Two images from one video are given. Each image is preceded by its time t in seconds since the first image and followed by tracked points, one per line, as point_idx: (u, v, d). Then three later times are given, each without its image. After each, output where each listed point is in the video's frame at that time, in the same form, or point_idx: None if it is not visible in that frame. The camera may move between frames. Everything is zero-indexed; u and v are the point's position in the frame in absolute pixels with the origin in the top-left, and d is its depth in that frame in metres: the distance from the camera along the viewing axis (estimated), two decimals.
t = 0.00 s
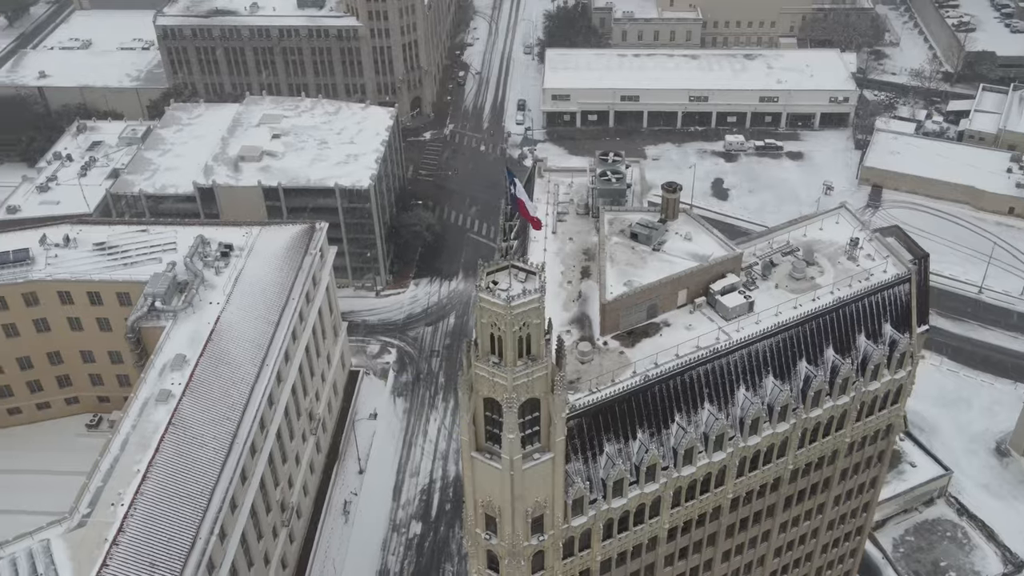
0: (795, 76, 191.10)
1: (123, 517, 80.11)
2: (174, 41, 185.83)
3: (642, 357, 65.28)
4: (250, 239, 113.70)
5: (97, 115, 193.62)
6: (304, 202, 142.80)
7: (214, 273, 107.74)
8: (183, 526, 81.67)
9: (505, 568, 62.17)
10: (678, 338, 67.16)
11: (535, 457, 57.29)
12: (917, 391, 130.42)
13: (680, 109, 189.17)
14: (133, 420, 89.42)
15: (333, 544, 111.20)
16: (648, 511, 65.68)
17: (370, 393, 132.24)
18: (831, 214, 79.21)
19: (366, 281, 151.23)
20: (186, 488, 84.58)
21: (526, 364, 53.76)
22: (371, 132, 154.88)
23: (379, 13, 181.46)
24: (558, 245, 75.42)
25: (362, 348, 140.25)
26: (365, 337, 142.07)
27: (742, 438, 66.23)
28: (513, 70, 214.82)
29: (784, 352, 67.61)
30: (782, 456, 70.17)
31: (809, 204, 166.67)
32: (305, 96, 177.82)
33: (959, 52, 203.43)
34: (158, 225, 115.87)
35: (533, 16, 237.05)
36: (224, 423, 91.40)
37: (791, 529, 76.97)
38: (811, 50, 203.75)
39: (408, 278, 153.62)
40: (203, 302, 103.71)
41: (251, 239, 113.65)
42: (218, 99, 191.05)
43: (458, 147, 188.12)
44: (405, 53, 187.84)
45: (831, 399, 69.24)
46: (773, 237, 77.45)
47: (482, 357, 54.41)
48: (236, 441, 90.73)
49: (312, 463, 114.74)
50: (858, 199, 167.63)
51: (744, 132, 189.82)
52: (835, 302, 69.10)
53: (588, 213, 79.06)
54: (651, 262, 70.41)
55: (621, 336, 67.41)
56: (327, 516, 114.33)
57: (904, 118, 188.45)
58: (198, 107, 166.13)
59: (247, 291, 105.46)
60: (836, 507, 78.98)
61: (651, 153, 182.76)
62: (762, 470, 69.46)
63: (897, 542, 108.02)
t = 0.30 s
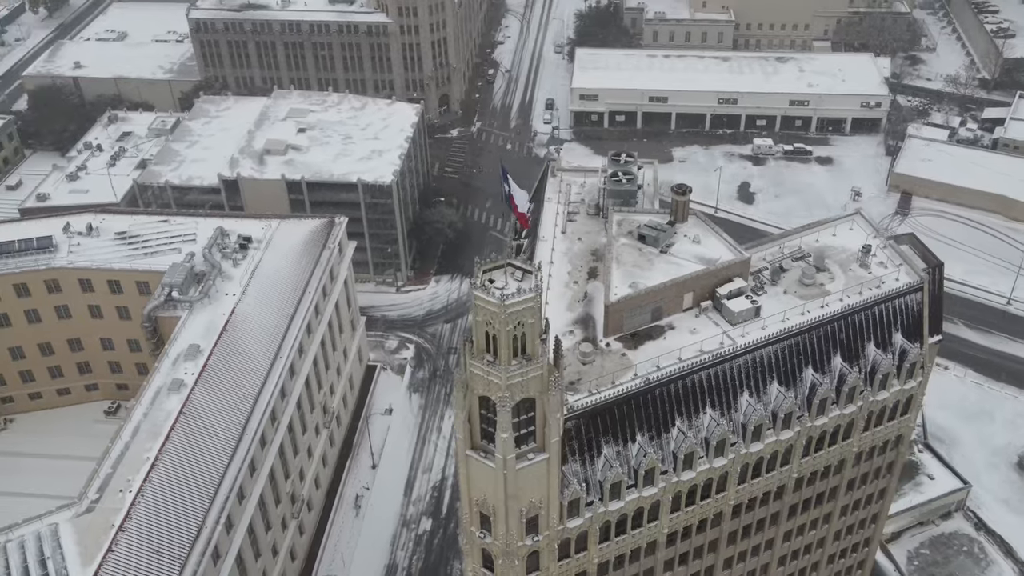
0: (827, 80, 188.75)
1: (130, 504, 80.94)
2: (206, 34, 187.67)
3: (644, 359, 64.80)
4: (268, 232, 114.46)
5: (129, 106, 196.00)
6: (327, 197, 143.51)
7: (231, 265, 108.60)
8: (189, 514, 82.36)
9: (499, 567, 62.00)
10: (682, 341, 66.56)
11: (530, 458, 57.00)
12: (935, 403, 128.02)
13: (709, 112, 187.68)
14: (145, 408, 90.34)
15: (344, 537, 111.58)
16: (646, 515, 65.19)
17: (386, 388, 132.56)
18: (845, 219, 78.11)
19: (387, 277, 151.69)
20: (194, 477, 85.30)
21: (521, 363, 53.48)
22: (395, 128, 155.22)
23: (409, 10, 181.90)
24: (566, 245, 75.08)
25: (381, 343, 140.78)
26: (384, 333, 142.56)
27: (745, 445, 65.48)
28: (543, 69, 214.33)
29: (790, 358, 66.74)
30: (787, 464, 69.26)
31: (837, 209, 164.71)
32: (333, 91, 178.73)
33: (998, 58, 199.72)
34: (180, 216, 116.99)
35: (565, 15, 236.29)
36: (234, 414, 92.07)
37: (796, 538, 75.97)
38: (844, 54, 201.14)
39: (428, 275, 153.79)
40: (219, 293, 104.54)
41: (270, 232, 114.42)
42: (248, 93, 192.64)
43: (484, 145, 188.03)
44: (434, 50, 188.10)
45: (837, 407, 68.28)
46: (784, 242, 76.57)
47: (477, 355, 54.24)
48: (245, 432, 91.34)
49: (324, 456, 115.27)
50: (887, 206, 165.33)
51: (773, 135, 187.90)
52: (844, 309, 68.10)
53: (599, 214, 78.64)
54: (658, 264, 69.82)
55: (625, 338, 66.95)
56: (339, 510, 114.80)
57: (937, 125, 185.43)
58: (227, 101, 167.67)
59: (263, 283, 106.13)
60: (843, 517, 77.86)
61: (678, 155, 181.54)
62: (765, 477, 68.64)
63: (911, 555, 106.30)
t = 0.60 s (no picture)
0: (858, 85, 186.26)
1: (137, 492, 81.79)
2: (236, 29, 189.26)
3: (644, 362, 64.35)
4: (286, 225, 115.10)
5: (159, 98, 198.20)
6: (348, 191, 144.12)
7: (248, 258, 109.36)
8: (195, 504, 83.02)
9: (492, 567, 61.88)
10: (684, 345, 66.03)
11: (523, 458, 56.78)
12: (956, 415, 125.25)
13: (737, 115, 186.08)
14: (157, 397, 91.25)
15: (353, 530, 111.91)
16: (643, 519, 64.72)
17: (401, 384, 132.79)
18: (858, 226, 77.07)
19: (407, 273, 152.06)
20: (201, 467, 85.97)
21: (514, 363, 53.30)
22: (419, 126, 155.40)
23: (437, 7, 182.10)
24: (573, 245, 74.76)
25: (397, 339, 141.14)
26: (401, 329, 142.88)
27: (746, 451, 64.80)
28: (571, 69, 213.70)
29: (794, 365, 65.95)
30: (789, 472, 68.49)
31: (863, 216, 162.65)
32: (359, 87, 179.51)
33: None
34: (199, 207, 117.98)
35: (596, 15, 235.42)
36: (244, 406, 92.72)
37: (799, 547, 75.05)
38: (877, 59, 198.38)
39: (448, 271, 153.94)
40: (235, 285, 105.32)
41: (288, 225, 115.04)
42: (277, 87, 194.00)
43: (509, 143, 187.80)
44: (461, 48, 188.19)
45: (841, 416, 67.39)
46: (794, 247, 75.71)
47: (470, 353, 54.09)
48: (254, 424, 91.91)
49: (336, 451, 115.75)
50: (914, 214, 162.99)
51: (801, 140, 185.89)
52: (851, 317, 67.20)
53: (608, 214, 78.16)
54: (663, 267, 69.32)
55: (627, 340, 66.54)
56: (349, 504, 115.14)
57: (969, 133, 182.43)
58: (254, 94, 168.99)
59: (278, 277, 106.75)
60: (848, 528, 76.89)
61: (703, 158, 180.25)
62: (766, 485, 67.88)
63: (924, 568, 104.50)
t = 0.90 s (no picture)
0: (889, 90, 183.81)
1: (144, 479, 82.59)
2: (266, 23, 190.73)
3: (644, 365, 63.98)
4: (303, 220, 115.78)
5: (189, 91, 200.38)
6: (369, 187, 144.71)
7: (264, 251, 110.11)
8: (201, 493, 83.66)
9: (485, 565, 61.83)
10: (686, 349, 65.53)
11: (516, 458, 56.64)
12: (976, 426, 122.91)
13: (764, 118, 184.52)
14: (168, 387, 92.13)
15: (362, 525, 112.29)
16: (640, 523, 64.27)
17: (416, 380, 133.09)
18: (869, 233, 76.08)
19: (426, 269, 152.40)
20: (208, 457, 86.61)
21: (508, 363, 53.16)
22: (442, 123, 155.66)
23: (465, 5, 182.37)
24: (579, 245, 74.49)
25: (414, 336, 141.49)
26: (418, 326, 143.23)
27: (745, 458, 64.15)
28: (599, 69, 213.07)
29: (797, 372, 65.20)
30: (790, 480, 67.70)
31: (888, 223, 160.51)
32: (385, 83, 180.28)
33: None
34: (219, 200, 118.99)
35: (626, 16, 234.45)
36: (253, 398, 93.32)
37: (801, 556, 74.20)
38: (909, 64, 195.63)
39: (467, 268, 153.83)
40: (250, 278, 106.07)
41: (305, 220, 115.71)
42: (305, 82, 195.38)
43: (533, 142, 187.61)
44: (488, 47, 188.29)
45: (845, 425, 66.51)
46: (803, 252, 74.91)
47: (464, 351, 54.08)
48: (263, 416, 92.43)
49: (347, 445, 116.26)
50: (942, 222, 160.52)
51: (829, 145, 183.85)
52: (857, 325, 66.31)
53: (616, 215, 77.81)
54: (667, 269, 68.90)
55: (628, 342, 66.21)
56: (359, 498, 115.59)
57: (1001, 141, 179.36)
58: (280, 89, 170.17)
59: (293, 271, 107.37)
60: (852, 538, 75.92)
61: (729, 161, 178.93)
62: (767, 492, 67.16)
63: None
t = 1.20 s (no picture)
0: (922, 97, 180.97)
1: (153, 467, 83.53)
2: (298, 19, 192.08)
3: (646, 367, 63.62)
4: (323, 214, 116.45)
5: (222, 85, 202.47)
6: (392, 183, 145.19)
7: (283, 244, 110.91)
8: (209, 483, 84.41)
9: (480, 564, 61.75)
10: (689, 353, 65.04)
11: (511, 457, 56.49)
12: (996, 441, 119.27)
13: (794, 123, 182.60)
14: (182, 376, 93.14)
15: (373, 519, 112.57)
16: (638, 527, 63.81)
17: (432, 377, 133.37)
18: (882, 241, 75.16)
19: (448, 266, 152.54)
20: (218, 447, 87.39)
21: (502, 361, 53.03)
22: (467, 121, 155.75)
23: (495, 3, 182.40)
24: (588, 246, 74.10)
25: (433, 332, 141.78)
26: (437, 323, 143.48)
27: (747, 465, 63.49)
28: (630, 70, 212.14)
29: (802, 380, 64.44)
30: (794, 488, 66.87)
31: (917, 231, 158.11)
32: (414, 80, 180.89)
33: None
34: (241, 193, 120.01)
35: (659, 17, 233.22)
36: (265, 390, 94.01)
37: (805, 566, 73.36)
38: (945, 71, 192.45)
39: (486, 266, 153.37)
40: (267, 271, 106.90)
41: (325, 215, 116.37)
42: (335, 78, 196.64)
43: (561, 142, 187.18)
44: (518, 46, 188.24)
45: (850, 435, 65.57)
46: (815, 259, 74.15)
47: (459, 349, 54.04)
48: (274, 408, 93.05)
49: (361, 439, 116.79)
50: (973, 232, 157.69)
51: (860, 151, 181.48)
52: (865, 334, 65.39)
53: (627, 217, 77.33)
54: (674, 273, 68.57)
55: (631, 344, 65.99)
56: (371, 493, 115.99)
57: None
58: (309, 84, 171.30)
59: (311, 265, 108.02)
60: (857, 550, 74.95)
61: (757, 165, 177.29)
62: (769, 500, 66.41)
63: None
